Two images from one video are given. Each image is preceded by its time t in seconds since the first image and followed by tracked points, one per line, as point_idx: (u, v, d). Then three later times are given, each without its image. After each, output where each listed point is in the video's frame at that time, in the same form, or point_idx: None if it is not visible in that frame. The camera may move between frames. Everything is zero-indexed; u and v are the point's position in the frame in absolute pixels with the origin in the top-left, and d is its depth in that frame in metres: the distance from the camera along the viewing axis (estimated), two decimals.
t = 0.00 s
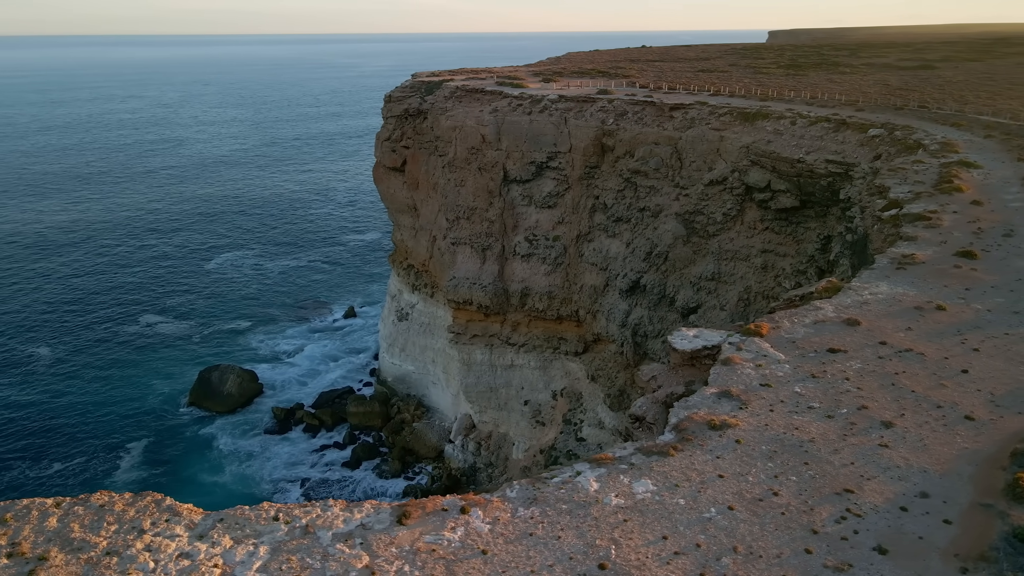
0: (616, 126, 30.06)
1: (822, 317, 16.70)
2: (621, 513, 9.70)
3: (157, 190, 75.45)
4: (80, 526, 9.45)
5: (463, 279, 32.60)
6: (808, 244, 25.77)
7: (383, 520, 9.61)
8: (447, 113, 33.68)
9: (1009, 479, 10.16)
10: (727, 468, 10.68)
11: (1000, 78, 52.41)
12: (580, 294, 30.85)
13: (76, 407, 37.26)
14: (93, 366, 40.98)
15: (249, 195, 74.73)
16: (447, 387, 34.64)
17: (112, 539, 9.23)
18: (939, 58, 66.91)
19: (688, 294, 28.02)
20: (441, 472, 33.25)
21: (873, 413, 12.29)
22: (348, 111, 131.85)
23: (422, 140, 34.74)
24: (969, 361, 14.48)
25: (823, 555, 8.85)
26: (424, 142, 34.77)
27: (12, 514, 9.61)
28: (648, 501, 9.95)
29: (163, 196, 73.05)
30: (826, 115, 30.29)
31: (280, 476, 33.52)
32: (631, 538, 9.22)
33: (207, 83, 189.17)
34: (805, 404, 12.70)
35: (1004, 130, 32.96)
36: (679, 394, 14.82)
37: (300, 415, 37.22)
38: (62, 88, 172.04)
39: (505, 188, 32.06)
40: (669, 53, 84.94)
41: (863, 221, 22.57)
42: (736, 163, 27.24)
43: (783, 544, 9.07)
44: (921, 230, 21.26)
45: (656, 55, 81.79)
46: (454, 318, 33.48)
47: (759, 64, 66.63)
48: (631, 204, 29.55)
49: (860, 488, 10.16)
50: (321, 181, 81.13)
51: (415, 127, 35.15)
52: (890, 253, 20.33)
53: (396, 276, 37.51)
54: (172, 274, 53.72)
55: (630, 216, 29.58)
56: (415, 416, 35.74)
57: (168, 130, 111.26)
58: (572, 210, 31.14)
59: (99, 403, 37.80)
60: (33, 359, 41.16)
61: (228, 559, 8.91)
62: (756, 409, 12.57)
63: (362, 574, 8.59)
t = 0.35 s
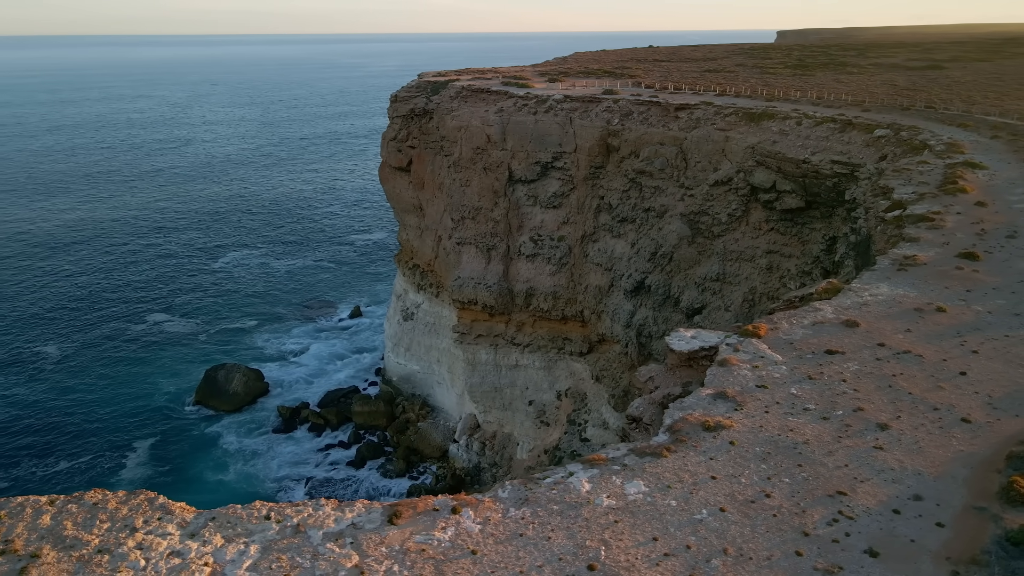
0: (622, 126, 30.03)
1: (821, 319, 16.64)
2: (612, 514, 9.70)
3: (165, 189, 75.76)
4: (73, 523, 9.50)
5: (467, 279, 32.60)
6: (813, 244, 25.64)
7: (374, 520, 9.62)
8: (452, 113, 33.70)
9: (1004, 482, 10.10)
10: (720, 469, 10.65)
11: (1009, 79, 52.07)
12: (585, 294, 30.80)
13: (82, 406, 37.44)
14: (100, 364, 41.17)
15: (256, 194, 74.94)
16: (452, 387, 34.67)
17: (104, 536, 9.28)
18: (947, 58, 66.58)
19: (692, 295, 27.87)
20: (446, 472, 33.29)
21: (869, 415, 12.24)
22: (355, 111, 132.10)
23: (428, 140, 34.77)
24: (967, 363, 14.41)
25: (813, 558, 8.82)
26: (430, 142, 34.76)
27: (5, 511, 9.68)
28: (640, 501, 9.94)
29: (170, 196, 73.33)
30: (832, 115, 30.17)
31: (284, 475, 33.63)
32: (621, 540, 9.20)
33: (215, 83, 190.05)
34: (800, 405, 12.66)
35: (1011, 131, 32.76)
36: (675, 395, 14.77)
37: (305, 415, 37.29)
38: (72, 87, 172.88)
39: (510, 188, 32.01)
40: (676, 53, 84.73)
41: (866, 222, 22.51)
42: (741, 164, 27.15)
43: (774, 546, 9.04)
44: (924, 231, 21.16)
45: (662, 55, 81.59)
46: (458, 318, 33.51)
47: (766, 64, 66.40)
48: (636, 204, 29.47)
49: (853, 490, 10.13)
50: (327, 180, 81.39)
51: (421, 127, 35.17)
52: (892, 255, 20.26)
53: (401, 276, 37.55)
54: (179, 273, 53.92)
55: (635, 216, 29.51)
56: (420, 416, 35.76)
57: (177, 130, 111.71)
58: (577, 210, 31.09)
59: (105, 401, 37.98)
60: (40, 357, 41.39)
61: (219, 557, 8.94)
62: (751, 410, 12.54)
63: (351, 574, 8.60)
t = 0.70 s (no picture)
0: (626, 126, 29.89)
1: (820, 320, 16.58)
2: (603, 515, 9.69)
3: (173, 189, 76.09)
4: (66, 521, 9.55)
5: (473, 279, 32.67)
6: (818, 245, 25.53)
7: (365, 519, 9.63)
8: (458, 113, 33.65)
9: (998, 485, 10.05)
10: (713, 471, 10.63)
11: (1018, 79, 51.71)
12: (590, 294, 30.76)
13: (88, 404, 37.64)
14: (106, 362, 41.39)
15: (263, 194, 75.17)
16: (457, 386, 34.73)
17: (97, 534, 9.32)
18: (956, 58, 66.17)
19: (698, 295, 27.99)
20: (450, 471, 33.34)
21: (865, 417, 12.19)
22: (362, 111, 132.36)
23: (434, 140, 34.72)
24: (965, 365, 14.33)
25: (803, 560, 8.79)
26: (435, 142, 34.72)
27: None
28: (631, 502, 9.93)
29: (178, 195, 73.66)
30: (838, 116, 29.98)
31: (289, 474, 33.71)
32: (611, 540, 9.20)
33: (223, 83, 190.86)
34: (796, 407, 12.61)
35: (1018, 132, 32.54)
36: (672, 396, 14.74)
37: (311, 414, 37.38)
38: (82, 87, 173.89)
39: (514, 188, 31.97)
40: (683, 53, 84.45)
41: (870, 223, 22.44)
42: (746, 164, 27.03)
43: (764, 547, 9.02)
44: (927, 232, 21.04)
45: (669, 55, 81.42)
46: (464, 318, 33.62)
47: (773, 64, 66.14)
48: (641, 205, 29.42)
49: (846, 492, 10.09)
50: (332, 180, 81.58)
51: (427, 127, 35.16)
52: (893, 256, 20.17)
53: (407, 276, 37.59)
54: (186, 272, 54.13)
55: (639, 216, 29.42)
56: (425, 415, 35.81)
57: (185, 129, 112.20)
58: (582, 210, 31.00)
59: (110, 399, 38.16)
60: (47, 355, 41.63)
61: (210, 556, 8.97)
62: (746, 412, 12.50)
63: (340, 573, 8.62)
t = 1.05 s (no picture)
0: (632, 127, 29.82)
1: (818, 321, 16.51)
2: (594, 516, 9.68)
3: (181, 188, 76.36)
4: (59, 519, 9.60)
5: (477, 278, 32.69)
6: (823, 246, 25.37)
7: (356, 519, 9.65)
8: (463, 113, 33.63)
9: (992, 489, 10.00)
10: (705, 472, 10.60)
11: None
12: (594, 294, 30.73)
13: (94, 401, 37.80)
14: (112, 360, 41.58)
15: (270, 193, 75.34)
16: (461, 386, 34.77)
17: (89, 532, 9.37)
18: (965, 58, 65.81)
19: (702, 296, 27.77)
20: (454, 471, 33.37)
21: (860, 419, 12.13)
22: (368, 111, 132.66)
23: (440, 140, 34.70)
24: (964, 367, 14.25)
25: (793, 562, 8.78)
26: (441, 142, 34.72)
27: None
28: (622, 503, 9.92)
29: (186, 194, 73.92)
30: (844, 116, 29.84)
31: (294, 473, 33.80)
32: (601, 542, 9.19)
33: (231, 83, 191.74)
34: (791, 409, 12.57)
35: None
36: (668, 397, 14.71)
37: (317, 413, 37.46)
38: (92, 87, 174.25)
39: (520, 188, 31.98)
40: (690, 53, 84.23)
41: (873, 224, 22.37)
42: (752, 165, 26.96)
43: (755, 549, 9.00)
44: (929, 233, 20.94)
45: (676, 56, 81.25)
46: (468, 318, 33.62)
47: (780, 64, 65.91)
48: (646, 205, 29.38)
49: (839, 494, 10.05)
50: (338, 179, 81.77)
51: (433, 126, 35.12)
52: (895, 257, 20.09)
53: (412, 276, 37.61)
54: (192, 271, 54.33)
55: (645, 216, 29.39)
56: (429, 415, 35.85)
57: (193, 129, 112.56)
58: (587, 211, 30.97)
59: (116, 397, 38.32)
60: (55, 353, 41.87)
61: (200, 554, 9.01)
62: (741, 413, 12.45)
63: (329, 572, 8.65)
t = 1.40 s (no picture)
0: (637, 127, 29.76)
1: (817, 323, 16.45)
2: (584, 517, 9.67)
3: (188, 188, 76.61)
4: (52, 517, 9.65)
5: (482, 278, 32.72)
6: (828, 247, 25.26)
7: (346, 519, 9.67)
8: (469, 113, 33.59)
9: (986, 492, 9.95)
10: (698, 473, 10.58)
11: None
12: (599, 295, 30.69)
13: (103, 400, 37.97)
14: (119, 358, 41.76)
15: (277, 193, 75.50)
16: (466, 386, 34.80)
17: (81, 530, 9.42)
18: (974, 58, 65.44)
19: (707, 297, 27.81)
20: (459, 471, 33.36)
21: (855, 421, 12.08)
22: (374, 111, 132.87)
23: (445, 140, 34.65)
24: (962, 370, 14.18)
25: (783, 564, 8.76)
26: (446, 142, 34.64)
27: None
28: (614, 505, 9.90)
29: (194, 194, 74.16)
30: (850, 116, 29.68)
31: (299, 472, 33.87)
32: (590, 543, 9.18)
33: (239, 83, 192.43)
34: (786, 410, 12.54)
35: None
36: (665, 398, 14.68)
37: (322, 412, 37.51)
38: (102, 88, 174.80)
39: (525, 188, 31.96)
40: (697, 53, 83.98)
41: (876, 225, 22.33)
42: (757, 165, 26.88)
43: (744, 552, 8.98)
44: (932, 234, 20.83)
45: (682, 56, 81.01)
46: (473, 318, 33.66)
47: (787, 64, 65.65)
48: (651, 205, 29.32)
49: (831, 497, 10.01)
50: (344, 179, 81.93)
51: (438, 126, 35.08)
52: (896, 258, 19.99)
53: (418, 275, 37.63)
54: (198, 270, 54.53)
55: (649, 217, 29.35)
56: (434, 415, 35.88)
57: (201, 129, 112.91)
58: (592, 211, 30.93)
59: (122, 396, 38.50)
60: (62, 351, 42.09)
61: (191, 553, 9.05)
62: (735, 415, 12.42)
63: (318, 572, 8.67)
